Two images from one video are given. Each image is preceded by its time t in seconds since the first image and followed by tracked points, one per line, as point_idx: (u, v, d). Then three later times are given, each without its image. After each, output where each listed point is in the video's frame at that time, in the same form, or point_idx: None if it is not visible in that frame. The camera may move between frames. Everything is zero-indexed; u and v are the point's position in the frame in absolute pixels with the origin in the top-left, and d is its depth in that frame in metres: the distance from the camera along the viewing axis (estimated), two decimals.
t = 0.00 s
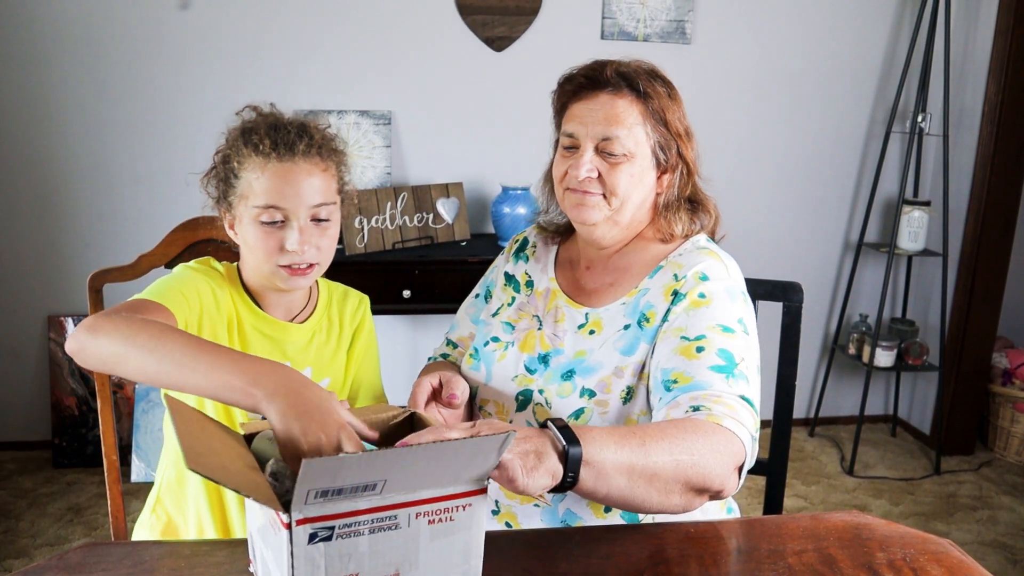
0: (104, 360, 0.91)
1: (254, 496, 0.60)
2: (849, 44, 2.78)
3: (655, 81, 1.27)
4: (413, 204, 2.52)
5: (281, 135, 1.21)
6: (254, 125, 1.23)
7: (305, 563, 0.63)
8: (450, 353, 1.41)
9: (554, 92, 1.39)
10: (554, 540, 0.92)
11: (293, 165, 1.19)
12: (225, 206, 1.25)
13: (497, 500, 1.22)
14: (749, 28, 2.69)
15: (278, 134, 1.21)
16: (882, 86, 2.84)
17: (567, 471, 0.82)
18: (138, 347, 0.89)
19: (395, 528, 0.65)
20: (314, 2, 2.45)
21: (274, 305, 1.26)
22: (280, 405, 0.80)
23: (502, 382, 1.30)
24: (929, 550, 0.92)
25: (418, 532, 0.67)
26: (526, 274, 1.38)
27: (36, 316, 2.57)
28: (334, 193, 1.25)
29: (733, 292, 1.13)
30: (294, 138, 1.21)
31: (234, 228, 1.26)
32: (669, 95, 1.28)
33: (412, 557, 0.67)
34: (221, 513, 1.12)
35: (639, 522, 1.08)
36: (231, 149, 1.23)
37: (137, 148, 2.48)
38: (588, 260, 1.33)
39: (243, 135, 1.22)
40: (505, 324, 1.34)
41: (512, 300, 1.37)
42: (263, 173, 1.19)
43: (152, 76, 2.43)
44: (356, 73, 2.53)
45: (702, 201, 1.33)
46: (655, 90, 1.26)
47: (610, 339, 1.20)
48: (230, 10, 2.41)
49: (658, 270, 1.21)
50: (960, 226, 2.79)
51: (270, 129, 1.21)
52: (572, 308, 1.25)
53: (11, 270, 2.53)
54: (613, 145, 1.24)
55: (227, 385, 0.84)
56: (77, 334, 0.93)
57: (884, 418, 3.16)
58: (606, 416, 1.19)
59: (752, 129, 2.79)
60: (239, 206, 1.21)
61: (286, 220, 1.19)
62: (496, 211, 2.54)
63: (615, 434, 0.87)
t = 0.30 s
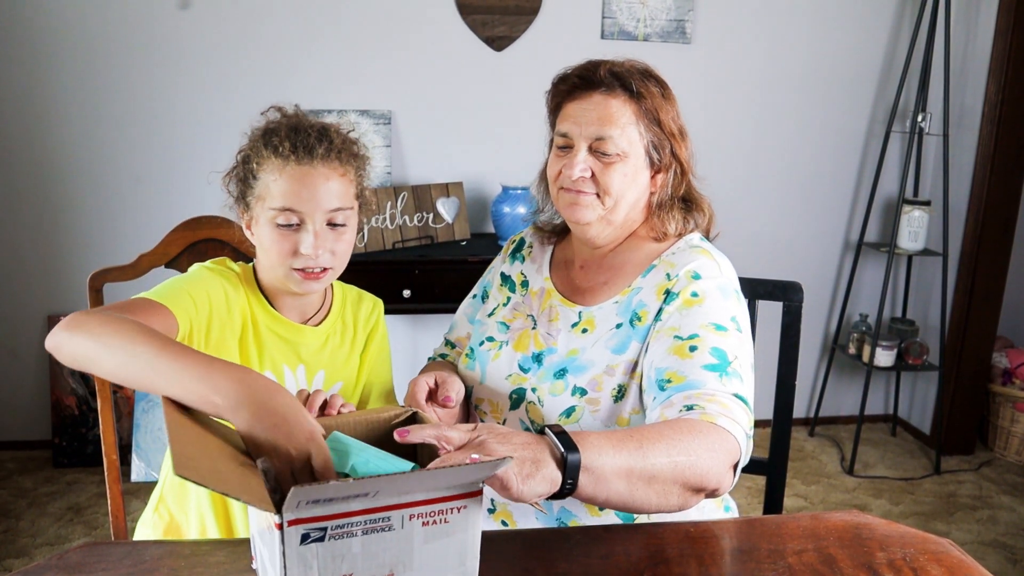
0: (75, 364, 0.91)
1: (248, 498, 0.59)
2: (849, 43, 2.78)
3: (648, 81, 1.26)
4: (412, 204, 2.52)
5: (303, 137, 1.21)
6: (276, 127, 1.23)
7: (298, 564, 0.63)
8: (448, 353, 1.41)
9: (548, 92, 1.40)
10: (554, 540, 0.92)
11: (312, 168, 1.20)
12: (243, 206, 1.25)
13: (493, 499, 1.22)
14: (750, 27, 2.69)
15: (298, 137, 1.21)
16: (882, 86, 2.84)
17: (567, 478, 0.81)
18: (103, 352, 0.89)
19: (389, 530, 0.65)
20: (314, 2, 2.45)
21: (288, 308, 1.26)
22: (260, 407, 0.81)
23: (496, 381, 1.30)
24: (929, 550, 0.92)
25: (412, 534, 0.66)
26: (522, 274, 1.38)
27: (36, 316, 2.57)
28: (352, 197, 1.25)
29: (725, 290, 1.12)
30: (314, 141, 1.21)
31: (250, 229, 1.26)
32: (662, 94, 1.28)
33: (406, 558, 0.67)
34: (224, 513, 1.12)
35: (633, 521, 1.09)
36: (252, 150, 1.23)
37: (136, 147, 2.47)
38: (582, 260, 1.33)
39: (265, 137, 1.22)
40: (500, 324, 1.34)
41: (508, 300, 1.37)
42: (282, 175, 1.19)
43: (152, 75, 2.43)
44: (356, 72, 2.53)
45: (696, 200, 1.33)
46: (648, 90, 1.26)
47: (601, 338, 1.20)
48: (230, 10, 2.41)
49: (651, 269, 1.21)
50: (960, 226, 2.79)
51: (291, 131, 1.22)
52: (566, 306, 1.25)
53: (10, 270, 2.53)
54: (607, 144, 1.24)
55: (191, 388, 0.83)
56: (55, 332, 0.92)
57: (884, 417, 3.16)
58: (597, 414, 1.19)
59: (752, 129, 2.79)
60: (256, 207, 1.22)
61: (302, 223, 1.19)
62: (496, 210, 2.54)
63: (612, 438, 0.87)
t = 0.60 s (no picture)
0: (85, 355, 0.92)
1: (250, 490, 0.60)
2: (849, 43, 2.78)
3: (644, 82, 1.26)
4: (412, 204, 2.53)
5: (308, 140, 1.21)
6: (282, 129, 1.23)
7: (297, 560, 0.63)
8: (448, 354, 1.41)
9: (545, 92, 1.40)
10: (554, 540, 0.92)
11: (317, 171, 1.19)
12: (248, 207, 1.25)
13: (492, 499, 1.22)
14: (750, 27, 2.69)
15: (303, 139, 1.21)
16: (882, 86, 2.84)
17: (568, 482, 0.81)
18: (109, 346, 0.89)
19: (389, 529, 0.65)
20: (313, 3, 2.45)
21: (293, 309, 1.27)
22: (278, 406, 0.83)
23: (494, 380, 1.30)
24: (929, 550, 0.92)
25: (412, 533, 0.66)
26: (520, 275, 1.38)
27: (36, 317, 2.57)
28: (357, 200, 1.25)
29: (723, 291, 1.12)
30: (319, 144, 1.21)
31: (255, 230, 1.26)
32: (659, 95, 1.28)
33: (405, 557, 0.67)
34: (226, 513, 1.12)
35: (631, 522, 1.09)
36: (258, 151, 1.23)
37: (135, 148, 2.48)
38: (579, 260, 1.33)
39: (271, 139, 1.22)
40: (498, 325, 1.34)
41: (506, 301, 1.37)
42: (286, 178, 1.19)
43: (152, 76, 2.43)
44: (356, 72, 2.53)
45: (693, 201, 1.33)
46: (644, 91, 1.26)
47: (598, 338, 1.20)
48: (230, 10, 2.41)
49: (649, 270, 1.21)
50: (960, 225, 2.79)
51: (296, 133, 1.22)
52: (564, 307, 1.26)
53: (10, 271, 2.53)
54: (602, 146, 1.24)
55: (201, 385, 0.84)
56: (61, 318, 0.91)
57: (884, 417, 3.16)
58: (594, 414, 1.19)
59: (752, 129, 2.79)
60: (261, 209, 1.22)
61: (306, 225, 1.19)
62: (496, 211, 2.54)
63: (613, 441, 0.87)
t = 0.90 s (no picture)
0: (55, 339, 0.95)
1: (246, 495, 0.61)
2: (849, 43, 2.78)
3: (646, 82, 1.26)
4: (413, 204, 2.53)
5: (301, 135, 1.21)
6: (275, 126, 1.23)
7: (294, 563, 0.63)
8: (448, 353, 1.40)
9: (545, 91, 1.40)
10: (554, 540, 0.92)
11: (311, 165, 1.19)
12: (243, 204, 1.25)
13: (491, 499, 1.22)
14: (750, 27, 2.69)
15: (296, 134, 1.21)
16: (882, 86, 2.84)
17: (566, 489, 0.82)
18: (74, 318, 0.92)
19: (384, 532, 0.65)
20: (313, 2, 2.45)
21: (292, 306, 1.27)
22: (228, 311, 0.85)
23: (493, 380, 1.30)
24: (929, 550, 0.92)
25: (409, 534, 0.66)
26: (520, 274, 1.38)
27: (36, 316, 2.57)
28: (352, 193, 1.25)
29: (723, 292, 1.12)
30: (312, 139, 1.21)
31: (251, 226, 1.26)
32: (660, 95, 1.28)
33: (402, 559, 0.67)
34: (226, 512, 1.12)
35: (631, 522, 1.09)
36: (251, 149, 1.23)
37: (135, 147, 2.48)
38: (580, 260, 1.33)
39: (264, 135, 1.22)
40: (498, 324, 1.34)
41: (506, 300, 1.37)
42: (280, 173, 1.19)
43: (153, 76, 2.42)
44: (356, 71, 2.52)
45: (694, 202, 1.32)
46: (645, 91, 1.26)
47: (598, 339, 1.20)
48: (230, 10, 2.41)
49: (649, 270, 1.21)
50: (960, 225, 2.79)
51: (289, 129, 1.22)
52: (564, 307, 1.26)
53: (9, 270, 2.52)
54: (602, 146, 1.24)
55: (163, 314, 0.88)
56: (23, 308, 0.94)
57: (884, 417, 3.16)
58: (593, 415, 1.19)
59: (752, 129, 2.79)
60: (256, 204, 1.22)
61: (301, 219, 1.19)
62: (496, 210, 2.54)
63: (614, 443, 0.87)
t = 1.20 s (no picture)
0: (30, 353, 0.97)
1: (247, 490, 0.60)
2: (849, 43, 2.78)
3: (646, 78, 1.28)
4: (413, 204, 2.53)
5: (267, 124, 1.23)
6: (244, 120, 1.25)
7: (294, 564, 0.63)
8: (448, 353, 1.39)
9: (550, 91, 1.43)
10: (554, 540, 0.92)
11: (278, 150, 1.21)
12: (215, 199, 1.26)
13: (491, 499, 1.23)
14: (750, 27, 2.69)
15: (263, 124, 1.23)
16: (882, 86, 2.84)
17: (571, 483, 0.81)
18: (41, 326, 0.95)
19: (384, 531, 0.65)
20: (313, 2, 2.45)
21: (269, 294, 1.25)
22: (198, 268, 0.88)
23: (494, 382, 1.30)
24: (928, 550, 0.92)
25: (409, 534, 0.66)
26: (521, 274, 1.38)
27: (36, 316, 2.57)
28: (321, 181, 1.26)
29: (726, 293, 1.12)
30: (278, 127, 1.23)
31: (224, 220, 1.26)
32: (661, 93, 1.29)
33: (403, 559, 0.67)
34: (222, 512, 1.13)
35: (632, 521, 1.09)
36: (222, 143, 1.25)
37: (135, 148, 2.48)
38: (580, 259, 1.33)
39: (233, 128, 1.24)
40: (499, 325, 1.34)
41: (507, 300, 1.37)
42: (249, 159, 1.20)
43: (153, 76, 2.43)
44: (356, 71, 2.52)
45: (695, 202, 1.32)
46: (644, 86, 1.28)
47: (600, 339, 1.20)
48: (230, 10, 2.41)
49: (651, 271, 1.21)
50: (960, 225, 2.79)
51: (256, 120, 1.24)
52: (565, 307, 1.25)
53: (10, 270, 2.53)
54: (599, 136, 1.25)
55: (126, 299, 0.90)
56: None
57: (884, 417, 3.16)
58: (595, 415, 1.19)
59: (752, 129, 2.79)
60: (226, 194, 1.22)
61: (271, 203, 1.19)
62: (496, 210, 2.54)
63: (619, 442, 0.87)
